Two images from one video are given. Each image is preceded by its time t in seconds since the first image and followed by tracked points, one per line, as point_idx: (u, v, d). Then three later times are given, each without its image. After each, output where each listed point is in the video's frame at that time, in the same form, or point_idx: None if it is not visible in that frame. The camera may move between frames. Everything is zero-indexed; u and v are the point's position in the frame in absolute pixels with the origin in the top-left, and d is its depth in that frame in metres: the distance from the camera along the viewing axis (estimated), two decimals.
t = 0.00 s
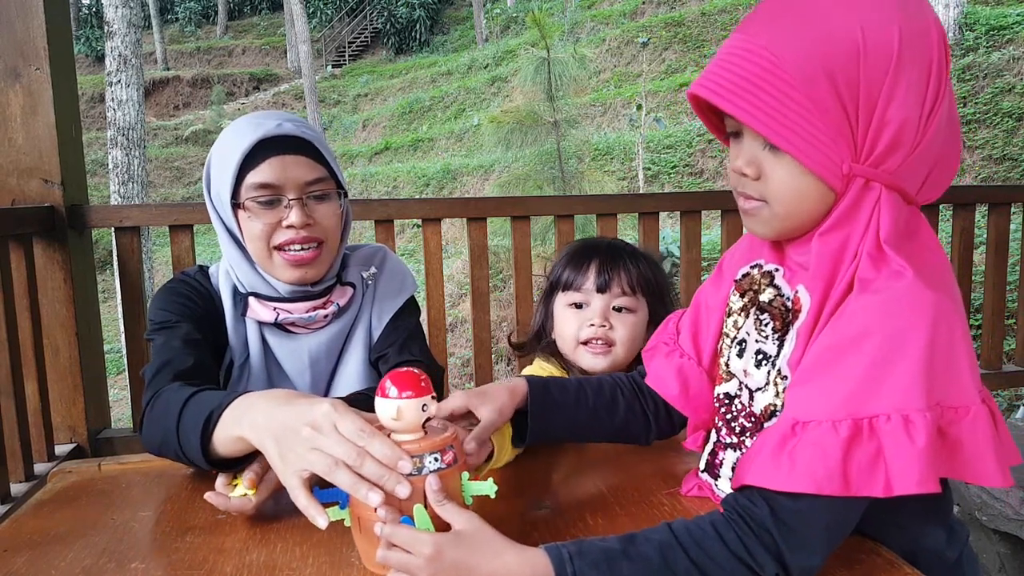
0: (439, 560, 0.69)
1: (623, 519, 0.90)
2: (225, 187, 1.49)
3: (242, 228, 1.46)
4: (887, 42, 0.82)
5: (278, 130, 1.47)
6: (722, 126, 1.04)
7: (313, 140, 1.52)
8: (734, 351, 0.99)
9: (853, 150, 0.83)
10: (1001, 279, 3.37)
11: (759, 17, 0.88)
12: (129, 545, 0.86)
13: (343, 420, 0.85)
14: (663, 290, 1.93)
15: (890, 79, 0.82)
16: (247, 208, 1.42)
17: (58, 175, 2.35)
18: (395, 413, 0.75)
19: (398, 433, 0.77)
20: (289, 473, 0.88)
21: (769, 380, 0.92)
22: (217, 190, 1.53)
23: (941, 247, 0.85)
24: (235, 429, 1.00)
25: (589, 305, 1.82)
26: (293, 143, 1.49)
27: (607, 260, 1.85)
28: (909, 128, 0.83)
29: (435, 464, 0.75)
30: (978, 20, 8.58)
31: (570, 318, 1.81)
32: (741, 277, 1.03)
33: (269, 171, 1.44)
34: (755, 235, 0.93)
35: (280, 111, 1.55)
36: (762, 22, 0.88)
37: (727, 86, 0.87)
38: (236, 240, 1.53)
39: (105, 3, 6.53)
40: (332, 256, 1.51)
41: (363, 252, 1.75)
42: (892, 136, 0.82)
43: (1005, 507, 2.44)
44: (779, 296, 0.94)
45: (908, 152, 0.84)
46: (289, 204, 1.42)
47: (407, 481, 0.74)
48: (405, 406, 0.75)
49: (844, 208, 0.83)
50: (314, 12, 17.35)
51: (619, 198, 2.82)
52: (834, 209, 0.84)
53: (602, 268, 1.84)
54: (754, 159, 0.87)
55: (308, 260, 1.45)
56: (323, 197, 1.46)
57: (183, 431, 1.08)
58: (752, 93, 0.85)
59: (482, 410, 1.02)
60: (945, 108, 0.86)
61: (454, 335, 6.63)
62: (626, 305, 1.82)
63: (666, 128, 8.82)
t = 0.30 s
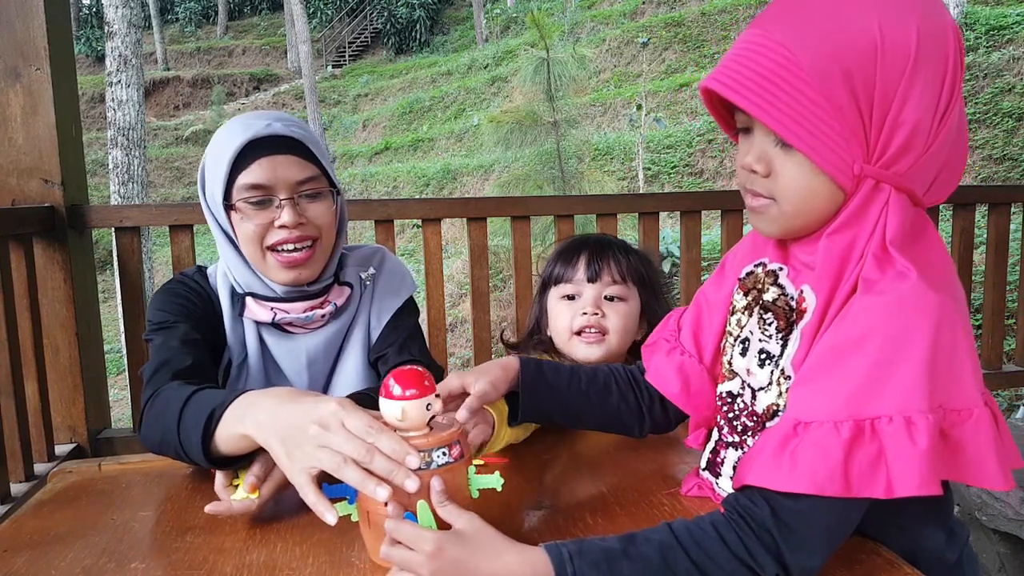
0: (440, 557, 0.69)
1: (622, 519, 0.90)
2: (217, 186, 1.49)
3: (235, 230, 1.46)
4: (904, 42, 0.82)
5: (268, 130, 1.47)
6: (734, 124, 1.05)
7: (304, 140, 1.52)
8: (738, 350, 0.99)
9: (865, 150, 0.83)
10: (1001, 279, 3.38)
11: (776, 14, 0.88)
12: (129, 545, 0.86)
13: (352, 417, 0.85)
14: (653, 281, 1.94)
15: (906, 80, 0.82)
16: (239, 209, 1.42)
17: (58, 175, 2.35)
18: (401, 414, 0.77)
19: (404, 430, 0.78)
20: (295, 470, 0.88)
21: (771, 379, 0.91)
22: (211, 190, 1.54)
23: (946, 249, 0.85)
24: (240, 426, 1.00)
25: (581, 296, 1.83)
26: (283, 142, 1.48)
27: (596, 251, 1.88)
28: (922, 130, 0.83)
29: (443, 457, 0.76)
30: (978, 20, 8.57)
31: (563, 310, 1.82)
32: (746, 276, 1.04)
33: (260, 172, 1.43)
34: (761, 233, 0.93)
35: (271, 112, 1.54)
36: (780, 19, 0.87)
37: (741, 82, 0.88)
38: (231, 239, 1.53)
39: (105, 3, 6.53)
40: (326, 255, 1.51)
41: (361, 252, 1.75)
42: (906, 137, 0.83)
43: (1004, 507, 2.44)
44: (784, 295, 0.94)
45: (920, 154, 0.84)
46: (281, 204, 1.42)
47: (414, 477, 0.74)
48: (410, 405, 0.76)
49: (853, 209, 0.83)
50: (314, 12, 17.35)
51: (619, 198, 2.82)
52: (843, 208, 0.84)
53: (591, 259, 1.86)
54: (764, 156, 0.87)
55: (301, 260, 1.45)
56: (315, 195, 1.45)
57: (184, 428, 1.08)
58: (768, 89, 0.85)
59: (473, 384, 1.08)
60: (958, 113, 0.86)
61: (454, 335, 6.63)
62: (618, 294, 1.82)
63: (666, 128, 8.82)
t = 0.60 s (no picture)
0: (441, 556, 0.69)
1: (622, 518, 0.90)
2: (211, 185, 1.48)
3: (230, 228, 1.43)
4: (907, 42, 0.82)
5: (258, 129, 1.46)
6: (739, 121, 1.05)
7: (295, 137, 1.50)
8: (741, 347, 0.99)
9: (866, 149, 0.83)
10: (1001, 279, 3.38)
11: (780, 12, 0.88)
12: (128, 546, 0.85)
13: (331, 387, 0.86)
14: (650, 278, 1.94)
15: (908, 80, 0.82)
16: (233, 208, 1.40)
17: (57, 175, 2.35)
18: (410, 404, 0.76)
19: (410, 425, 0.77)
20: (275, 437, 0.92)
21: (773, 375, 0.91)
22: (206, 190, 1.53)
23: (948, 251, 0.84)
24: (223, 404, 1.01)
25: (577, 296, 1.84)
26: (273, 140, 1.47)
27: (590, 252, 1.88)
28: (923, 129, 0.83)
29: (447, 455, 0.75)
30: (977, 20, 8.57)
31: (560, 311, 1.83)
32: (751, 274, 1.04)
33: (251, 170, 1.41)
34: (766, 230, 0.93)
35: (266, 111, 1.54)
36: (783, 17, 0.87)
37: (743, 80, 0.88)
38: (226, 238, 1.51)
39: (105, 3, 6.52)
40: (321, 251, 1.47)
41: (360, 251, 1.74)
42: (908, 136, 0.83)
43: (1004, 507, 2.44)
44: (788, 292, 0.94)
45: (922, 153, 0.84)
46: (274, 201, 1.39)
47: (417, 474, 0.74)
48: (420, 397, 0.76)
49: (856, 207, 0.84)
50: (314, 12, 17.34)
51: (619, 198, 2.82)
52: (847, 206, 0.84)
53: (585, 260, 1.86)
54: (767, 154, 0.87)
55: (297, 256, 1.42)
56: (310, 192, 1.42)
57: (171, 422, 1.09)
58: (770, 87, 0.85)
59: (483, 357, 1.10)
60: (961, 112, 0.86)
61: (454, 335, 6.63)
62: (613, 295, 1.83)
63: (666, 128, 8.82)
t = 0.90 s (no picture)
0: (442, 543, 0.69)
1: (620, 517, 0.90)
2: (204, 181, 1.48)
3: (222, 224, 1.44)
4: (906, 37, 0.82)
5: (252, 126, 1.44)
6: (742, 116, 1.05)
7: (290, 134, 1.48)
8: (741, 346, 1.00)
9: (866, 141, 0.83)
10: (1001, 279, 3.37)
11: (784, 7, 0.89)
12: (129, 545, 0.86)
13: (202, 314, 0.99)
14: (640, 278, 1.93)
15: (907, 74, 0.82)
16: (225, 205, 1.40)
17: (58, 175, 2.36)
18: (407, 408, 0.76)
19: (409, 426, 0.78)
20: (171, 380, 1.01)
21: (773, 371, 0.92)
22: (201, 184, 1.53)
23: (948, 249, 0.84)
24: (121, 365, 1.08)
25: (563, 305, 1.88)
26: (268, 139, 1.45)
27: (570, 260, 1.87)
28: (922, 124, 0.83)
29: (448, 454, 0.76)
30: (977, 20, 8.57)
31: (548, 318, 1.90)
32: (752, 273, 1.04)
33: (245, 168, 1.41)
34: (766, 225, 0.94)
35: (261, 108, 1.52)
36: (786, 12, 0.88)
37: (746, 70, 0.89)
38: (217, 232, 1.53)
39: (105, 3, 6.52)
40: (312, 249, 1.48)
41: (360, 249, 1.73)
42: (907, 130, 0.83)
43: (1005, 507, 2.44)
44: (788, 290, 0.94)
45: (920, 148, 0.84)
46: (266, 200, 1.39)
47: (420, 472, 0.74)
48: (418, 400, 0.76)
49: (855, 200, 0.83)
50: (314, 12, 17.33)
51: (619, 198, 2.82)
52: (846, 201, 0.85)
53: (566, 268, 1.87)
54: (769, 144, 0.88)
55: (287, 254, 1.42)
56: (303, 192, 1.42)
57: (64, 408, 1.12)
58: (771, 78, 0.86)
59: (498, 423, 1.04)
60: (959, 109, 0.86)
61: (454, 334, 6.64)
62: (597, 303, 1.85)
63: (666, 128, 8.82)
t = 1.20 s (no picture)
0: (443, 543, 0.69)
1: (617, 516, 0.90)
2: (174, 184, 1.46)
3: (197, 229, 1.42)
4: (885, 37, 0.82)
5: (220, 128, 1.42)
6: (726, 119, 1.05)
7: (258, 133, 1.45)
8: (733, 349, 1.00)
9: (849, 142, 0.83)
10: (1001, 279, 3.37)
11: (763, 10, 0.89)
12: (128, 545, 0.86)
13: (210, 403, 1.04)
14: (630, 280, 1.93)
15: (885, 75, 0.82)
16: (199, 210, 1.39)
17: (57, 175, 2.36)
18: (408, 406, 0.76)
19: (413, 425, 0.78)
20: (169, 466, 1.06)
21: (765, 375, 0.92)
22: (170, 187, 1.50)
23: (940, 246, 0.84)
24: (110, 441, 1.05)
25: (553, 311, 1.90)
26: (236, 139, 1.43)
27: (557, 265, 1.88)
28: (904, 121, 0.83)
29: (452, 454, 0.75)
30: (977, 20, 8.56)
31: (539, 323, 1.92)
32: (742, 276, 1.04)
33: (215, 170, 1.39)
34: (754, 229, 0.94)
35: (231, 109, 1.50)
36: (765, 16, 0.88)
37: (726, 77, 0.89)
38: (192, 237, 1.50)
39: (105, 3, 6.53)
40: (291, 250, 1.47)
41: (347, 245, 1.72)
42: (888, 130, 0.83)
43: (1005, 507, 2.44)
44: (779, 292, 0.94)
45: (904, 146, 0.84)
46: (239, 201, 1.38)
47: (422, 472, 0.74)
48: (420, 398, 0.76)
49: (842, 200, 0.83)
50: (314, 12, 17.33)
51: (619, 198, 2.81)
52: (832, 202, 0.84)
53: (553, 274, 1.87)
54: (752, 149, 0.88)
55: (266, 256, 1.41)
56: (275, 189, 1.41)
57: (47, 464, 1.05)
58: (753, 83, 0.86)
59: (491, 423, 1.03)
60: (943, 104, 0.86)
61: (454, 334, 6.64)
62: (585, 308, 1.86)
63: (666, 128, 8.82)
